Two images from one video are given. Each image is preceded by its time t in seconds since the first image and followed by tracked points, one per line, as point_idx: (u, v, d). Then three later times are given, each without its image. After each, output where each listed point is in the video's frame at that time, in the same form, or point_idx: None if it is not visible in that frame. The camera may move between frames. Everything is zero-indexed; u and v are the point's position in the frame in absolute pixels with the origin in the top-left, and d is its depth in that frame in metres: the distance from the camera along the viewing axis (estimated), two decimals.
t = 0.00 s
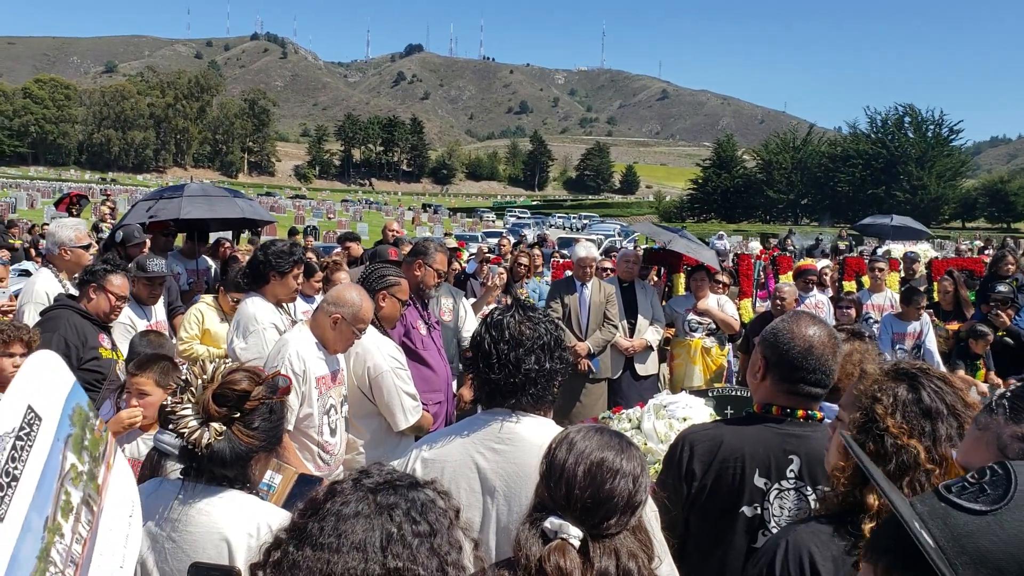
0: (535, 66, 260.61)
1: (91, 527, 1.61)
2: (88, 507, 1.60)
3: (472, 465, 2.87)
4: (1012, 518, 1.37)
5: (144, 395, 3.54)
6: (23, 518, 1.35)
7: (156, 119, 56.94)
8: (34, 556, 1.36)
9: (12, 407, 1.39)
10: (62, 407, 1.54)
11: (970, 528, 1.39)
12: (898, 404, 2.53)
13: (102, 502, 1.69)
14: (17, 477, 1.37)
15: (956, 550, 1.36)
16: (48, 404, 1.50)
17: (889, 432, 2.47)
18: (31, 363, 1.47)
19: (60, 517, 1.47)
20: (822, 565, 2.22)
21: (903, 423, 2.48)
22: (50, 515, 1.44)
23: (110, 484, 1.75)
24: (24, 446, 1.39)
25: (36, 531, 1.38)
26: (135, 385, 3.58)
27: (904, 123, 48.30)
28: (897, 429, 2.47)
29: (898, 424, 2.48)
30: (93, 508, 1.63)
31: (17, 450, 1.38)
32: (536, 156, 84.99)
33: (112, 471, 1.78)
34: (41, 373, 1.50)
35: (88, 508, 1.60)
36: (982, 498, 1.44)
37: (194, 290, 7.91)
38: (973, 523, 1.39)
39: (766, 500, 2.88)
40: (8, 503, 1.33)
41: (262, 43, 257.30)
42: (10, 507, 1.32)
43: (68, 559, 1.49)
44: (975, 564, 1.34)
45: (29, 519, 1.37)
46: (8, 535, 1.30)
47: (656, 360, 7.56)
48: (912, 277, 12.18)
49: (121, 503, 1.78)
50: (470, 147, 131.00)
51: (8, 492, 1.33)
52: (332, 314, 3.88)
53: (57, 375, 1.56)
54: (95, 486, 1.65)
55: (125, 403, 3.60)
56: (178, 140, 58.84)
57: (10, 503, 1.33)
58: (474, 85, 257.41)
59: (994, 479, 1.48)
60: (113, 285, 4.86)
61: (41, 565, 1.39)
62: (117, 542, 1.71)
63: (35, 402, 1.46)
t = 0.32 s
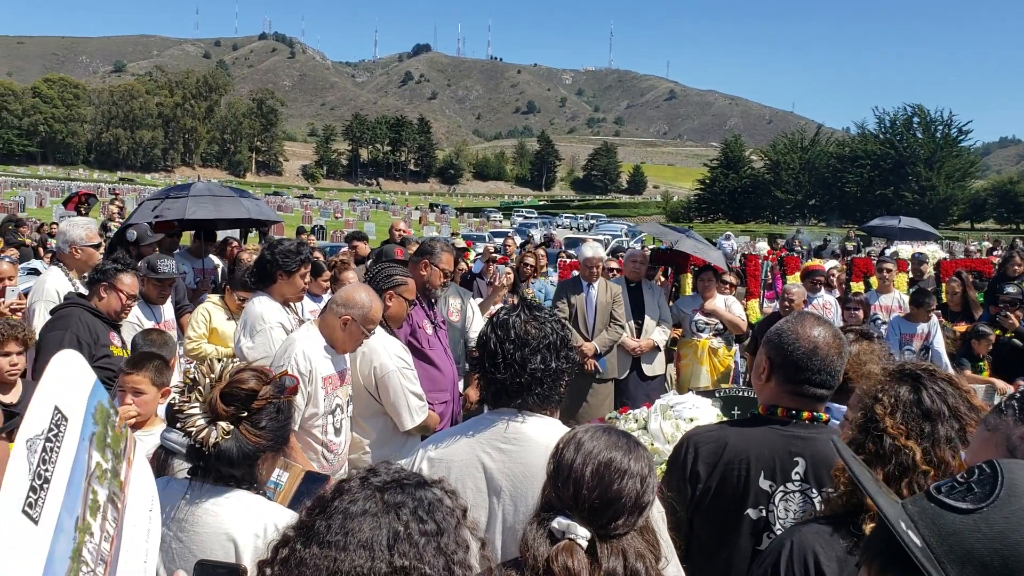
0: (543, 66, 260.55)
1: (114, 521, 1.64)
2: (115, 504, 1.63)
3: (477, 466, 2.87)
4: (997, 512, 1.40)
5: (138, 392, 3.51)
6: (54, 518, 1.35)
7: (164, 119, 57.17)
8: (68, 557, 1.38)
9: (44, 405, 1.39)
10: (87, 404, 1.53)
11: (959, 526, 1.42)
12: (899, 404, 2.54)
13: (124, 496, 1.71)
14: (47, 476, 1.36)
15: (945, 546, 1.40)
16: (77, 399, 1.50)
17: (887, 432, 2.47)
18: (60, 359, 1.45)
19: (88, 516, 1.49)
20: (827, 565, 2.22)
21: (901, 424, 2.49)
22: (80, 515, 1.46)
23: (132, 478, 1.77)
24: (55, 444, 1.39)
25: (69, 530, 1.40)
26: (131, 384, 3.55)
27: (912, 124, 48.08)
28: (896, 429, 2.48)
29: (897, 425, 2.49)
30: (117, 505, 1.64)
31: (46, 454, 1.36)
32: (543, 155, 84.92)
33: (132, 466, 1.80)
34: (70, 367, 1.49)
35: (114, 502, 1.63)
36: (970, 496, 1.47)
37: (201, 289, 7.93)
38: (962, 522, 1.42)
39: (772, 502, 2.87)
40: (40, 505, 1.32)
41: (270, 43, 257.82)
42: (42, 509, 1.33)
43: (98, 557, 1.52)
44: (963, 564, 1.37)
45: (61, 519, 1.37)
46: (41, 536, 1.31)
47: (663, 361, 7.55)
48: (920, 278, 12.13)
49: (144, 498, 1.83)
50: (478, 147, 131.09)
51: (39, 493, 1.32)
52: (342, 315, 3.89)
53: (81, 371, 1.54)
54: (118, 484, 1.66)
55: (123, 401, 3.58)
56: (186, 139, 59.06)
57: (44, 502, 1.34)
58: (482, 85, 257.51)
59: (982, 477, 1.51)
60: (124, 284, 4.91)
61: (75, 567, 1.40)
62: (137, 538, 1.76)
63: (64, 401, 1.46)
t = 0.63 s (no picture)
0: (548, 66, 260.48)
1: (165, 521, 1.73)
2: (167, 501, 1.76)
3: (481, 467, 2.87)
4: (999, 513, 1.40)
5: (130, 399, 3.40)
6: (125, 509, 1.48)
7: (170, 118, 57.30)
8: (135, 547, 1.49)
9: (111, 404, 1.51)
10: (143, 405, 1.68)
11: (957, 528, 1.44)
12: (902, 406, 2.54)
13: (172, 495, 1.83)
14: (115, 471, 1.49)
15: (948, 550, 1.41)
16: (136, 398, 1.64)
17: (889, 434, 2.47)
18: (122, 364, 1.59)
19: (149, 510, 1.61)
20: (832, 566, 2.21)
21: (904, 426, 2.49)
22: (142, 509, 1.58)
23: (177, 476, 1.89)
24: (120, 442, 1.51)
25: (136, 521, 1.52)
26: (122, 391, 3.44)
27: (918, 125, 47.97)
28: (898, 431, 2.48)
29: (899, 427, 2.49)
30: (169, 502, 1.78)
31: (116, 445, 1.49)
32: (548, 156, 84.85)
33: (181, 466, 1.93)
34: (129, 371, 1.62)
35: (164, 499, 1.75)
36: (972, 499, 1.49)
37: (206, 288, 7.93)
38: (958, 526, 1.44)
39: (777, 504, 2.87)
40: (113, 496, 1.45)
41: (276, 43, 258.09)
42: (115, 498, 1.45)
43: (158, 550, 1.62)
44: (964, 556, 1.39)
45: (130, 507, 1.50)
46: (115, 524, 1.43)
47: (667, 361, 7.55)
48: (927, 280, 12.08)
49: (188, 499, 1.92)
50: (483, 147, 131.19)
51: (112, 487, 1.45)
52: (345, 316, 3.91)
53: (139, 373, 1.69)
54: (171, 483, 1.80)
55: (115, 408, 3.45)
56: (192, 139, 59.18)
57: (116, 493, 1.46)
58: (487, 85, 257.56)
59: (985, 484, 1.52)
60: (128, 282, 4.93)
61: (140, 558, 1.51)
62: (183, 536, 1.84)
63: (128, 399, 1.59)
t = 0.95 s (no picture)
0: (548, 66, 260.48)
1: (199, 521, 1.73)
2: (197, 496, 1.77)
3: (479, 466, 2.88)
4: (997, 511, 1.41)
5: (128, 403, 3.37)
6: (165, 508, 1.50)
7: (170, 118, 57.34)
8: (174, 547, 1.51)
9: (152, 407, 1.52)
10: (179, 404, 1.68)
11: (953, 529, 1.45)
12: (897, 405, 2.55)
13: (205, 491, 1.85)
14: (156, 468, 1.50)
15: (945, 549, 1.43)
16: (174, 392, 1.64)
17: (888, 434, 2.48)
18: (158, 368, 1.58)
19: (187, 507, 1.63)
20: (830, 566, 2.21)
21: (900, 426, 2.50)
22: (181, 505, 1.60)
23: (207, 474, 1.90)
24: (160, 441, 1.52)
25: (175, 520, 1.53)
26: (120, 394, 3.40)
27: (918, 125, 48.03)
28: (897, 432, 2.49)
29: (897, 427, 2.50)
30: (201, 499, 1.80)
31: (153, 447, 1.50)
32: (548, 156, 84.83)
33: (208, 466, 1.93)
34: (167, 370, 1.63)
35: (197, 499, 1.75)
36: (970, 497, 1.50)
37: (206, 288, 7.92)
38: (956, 523, 1.45)
39: (776, 504, 2.87)
40: (156, 496, 1.47)
41: (276, 42, 257.93)
42: (159, 496, 1.47)
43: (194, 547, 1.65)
44: (960, 555, 1.40)
45: (170, 504, 1.52)
46: (157, 520, 1.45)
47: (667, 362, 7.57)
48: (927, 280, 12.10)
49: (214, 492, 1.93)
50: (484, 146, 131.32)
51: (156, 484, 1.47)
52: (338, 312, 3.99)
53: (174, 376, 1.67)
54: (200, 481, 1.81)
55: (114, 411, 3.42)
56: (192, 138, 59.22)
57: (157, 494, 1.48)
58: (487, 85, 257.59)
59: (985, 482, 1.52)
60: (122, 278, 4.91)
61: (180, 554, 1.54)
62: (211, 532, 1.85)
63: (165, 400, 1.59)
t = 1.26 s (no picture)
0: (549, 67, 260.49)
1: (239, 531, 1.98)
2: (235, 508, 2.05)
3: (478, 468, 2.89)
4: (988, 522, 1.42)
5: (142, 404, 3.37)
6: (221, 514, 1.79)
7: (171, 118, 57.33)
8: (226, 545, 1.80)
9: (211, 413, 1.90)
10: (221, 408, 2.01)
11: (945, 537, 1.46)
12: (893, 408, 2.56)
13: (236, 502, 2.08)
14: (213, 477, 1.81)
15: (935, 558, 1.44)
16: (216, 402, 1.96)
17: (884, 437, 2.51)
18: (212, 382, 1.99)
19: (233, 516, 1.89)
20: (827, 567, 2.22)
21: (898, 428, 2.52)
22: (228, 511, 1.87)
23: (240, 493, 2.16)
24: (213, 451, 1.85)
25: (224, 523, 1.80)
26: (136, 396, 3.42)
27: (918, 126, 48.02)
28: (893, 435, 2.50)
29: (893, 430, 2.52)
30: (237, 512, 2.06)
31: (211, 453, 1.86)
32: (548, 157, 84.77)
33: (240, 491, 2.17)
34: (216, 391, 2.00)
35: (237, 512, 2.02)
36: (965, 504, 1.50)
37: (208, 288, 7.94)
38: (947, 533, 1.46)
39: (775, 505, 2.88)
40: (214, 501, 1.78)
41: (276, 42, 257.85)
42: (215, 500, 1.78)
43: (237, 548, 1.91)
44: (950, 566, 1.42)
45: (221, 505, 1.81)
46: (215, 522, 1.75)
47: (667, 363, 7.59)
48: (927, 282, 12.11)
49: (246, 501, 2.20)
50: (484, 147, 131.33)
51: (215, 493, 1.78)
52: (333, 310, 4.04)
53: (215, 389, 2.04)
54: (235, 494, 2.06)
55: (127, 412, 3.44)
56: (192, 138, 59.22)
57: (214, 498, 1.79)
58: (487, 86, 257.63)
59: (979, 490, 1.53)
60: (120, 279, 4.91)
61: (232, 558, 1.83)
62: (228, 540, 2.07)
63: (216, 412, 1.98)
